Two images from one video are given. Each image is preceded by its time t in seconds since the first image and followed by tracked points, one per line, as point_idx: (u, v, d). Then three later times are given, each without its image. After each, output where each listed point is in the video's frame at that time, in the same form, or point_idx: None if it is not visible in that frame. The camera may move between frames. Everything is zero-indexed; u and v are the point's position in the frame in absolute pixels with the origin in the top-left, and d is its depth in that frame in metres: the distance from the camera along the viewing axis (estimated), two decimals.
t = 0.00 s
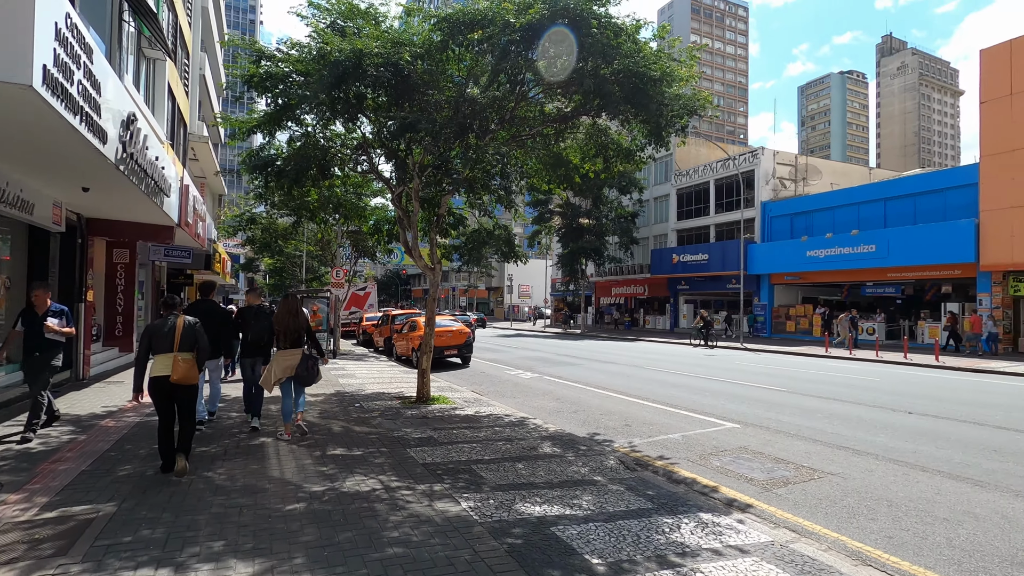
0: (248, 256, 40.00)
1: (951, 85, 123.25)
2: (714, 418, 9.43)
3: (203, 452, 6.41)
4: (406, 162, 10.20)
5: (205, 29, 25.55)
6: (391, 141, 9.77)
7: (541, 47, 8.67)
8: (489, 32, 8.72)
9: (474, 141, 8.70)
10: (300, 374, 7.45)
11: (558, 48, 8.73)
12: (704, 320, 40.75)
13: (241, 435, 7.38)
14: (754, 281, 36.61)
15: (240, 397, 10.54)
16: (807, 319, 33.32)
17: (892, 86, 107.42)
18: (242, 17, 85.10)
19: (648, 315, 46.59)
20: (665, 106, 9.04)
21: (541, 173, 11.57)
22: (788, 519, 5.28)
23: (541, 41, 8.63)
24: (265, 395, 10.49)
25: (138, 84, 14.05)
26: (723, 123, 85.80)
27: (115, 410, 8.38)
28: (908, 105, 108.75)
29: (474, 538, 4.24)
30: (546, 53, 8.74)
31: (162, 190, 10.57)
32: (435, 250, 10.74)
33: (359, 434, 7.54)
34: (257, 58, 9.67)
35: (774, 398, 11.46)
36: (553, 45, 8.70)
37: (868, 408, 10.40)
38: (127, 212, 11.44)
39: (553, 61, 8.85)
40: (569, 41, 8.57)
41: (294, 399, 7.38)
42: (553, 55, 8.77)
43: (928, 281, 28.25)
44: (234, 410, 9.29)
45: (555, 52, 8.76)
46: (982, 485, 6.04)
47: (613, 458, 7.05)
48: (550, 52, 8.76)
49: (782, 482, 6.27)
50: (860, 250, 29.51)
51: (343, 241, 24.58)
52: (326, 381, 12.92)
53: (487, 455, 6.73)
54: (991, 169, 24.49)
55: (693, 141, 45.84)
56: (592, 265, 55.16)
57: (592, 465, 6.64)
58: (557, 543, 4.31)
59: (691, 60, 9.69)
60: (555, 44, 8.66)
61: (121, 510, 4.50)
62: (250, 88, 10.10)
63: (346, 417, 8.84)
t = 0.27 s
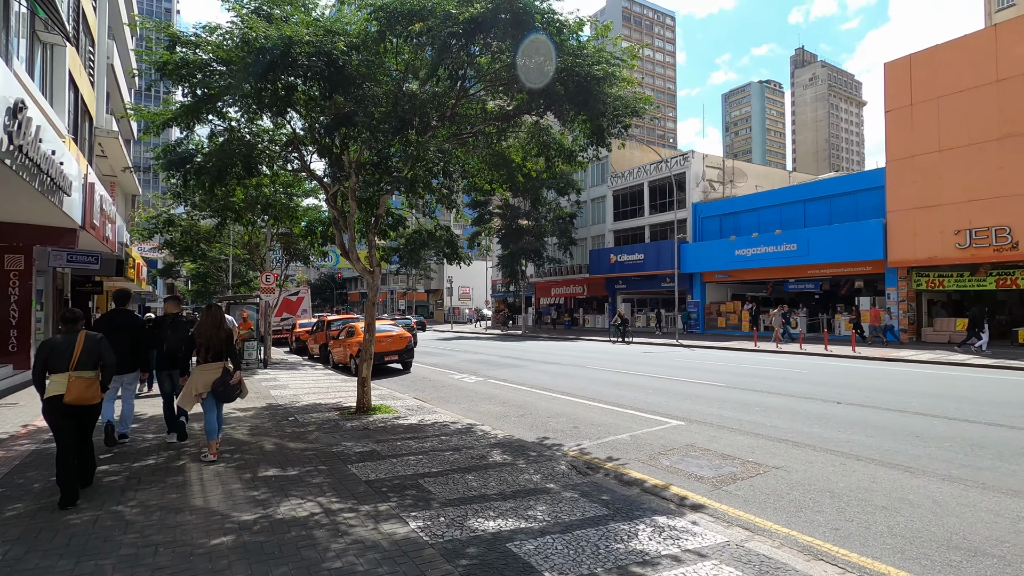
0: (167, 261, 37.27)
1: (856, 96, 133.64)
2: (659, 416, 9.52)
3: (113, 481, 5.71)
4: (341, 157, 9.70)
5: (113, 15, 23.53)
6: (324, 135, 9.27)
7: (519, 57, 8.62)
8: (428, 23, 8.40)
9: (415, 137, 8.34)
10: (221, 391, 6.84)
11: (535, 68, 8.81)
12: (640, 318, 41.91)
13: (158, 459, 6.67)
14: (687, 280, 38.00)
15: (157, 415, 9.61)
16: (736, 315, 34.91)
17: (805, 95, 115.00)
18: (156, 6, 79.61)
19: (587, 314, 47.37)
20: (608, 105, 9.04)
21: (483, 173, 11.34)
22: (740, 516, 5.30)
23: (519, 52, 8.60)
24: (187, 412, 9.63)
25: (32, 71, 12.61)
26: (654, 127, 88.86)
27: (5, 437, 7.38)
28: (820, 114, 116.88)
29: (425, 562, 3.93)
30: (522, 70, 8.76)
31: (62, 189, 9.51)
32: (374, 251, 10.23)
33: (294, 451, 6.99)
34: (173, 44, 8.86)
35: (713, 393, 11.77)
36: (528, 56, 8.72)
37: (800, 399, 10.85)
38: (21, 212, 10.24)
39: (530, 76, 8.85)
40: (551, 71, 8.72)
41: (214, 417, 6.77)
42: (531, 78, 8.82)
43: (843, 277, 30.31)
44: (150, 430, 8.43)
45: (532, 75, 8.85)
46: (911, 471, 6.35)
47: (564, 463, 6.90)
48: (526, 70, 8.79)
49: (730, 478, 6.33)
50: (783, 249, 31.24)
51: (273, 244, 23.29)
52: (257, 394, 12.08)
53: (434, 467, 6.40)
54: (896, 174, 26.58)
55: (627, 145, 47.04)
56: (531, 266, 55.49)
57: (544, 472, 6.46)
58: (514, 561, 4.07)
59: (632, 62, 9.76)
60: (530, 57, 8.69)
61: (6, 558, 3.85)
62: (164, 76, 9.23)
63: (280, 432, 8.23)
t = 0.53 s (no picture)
0: (118, 260, 35.48)
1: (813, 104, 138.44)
2: (633, 417, 9.42)
3: (49, 497, 5.21)
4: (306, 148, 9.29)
5: None
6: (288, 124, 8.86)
7: (522, 50, 8.40)
8: (399, 9, 8.11)
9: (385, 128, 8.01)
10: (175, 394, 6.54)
11: (540, 61, 8.63)
12: (608, 319, 42.23)
13: (102, 471, 6.16)
14: (654, 281, 38.46)
15: (103, 423, 8.96)
16: (701, 315, 35.52)
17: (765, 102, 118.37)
18: None
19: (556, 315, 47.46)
20: (583, 100, 8.91)
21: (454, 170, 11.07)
22: (721, 519, 5.20)
23: (524, 42, 8.35)
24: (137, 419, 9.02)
25: None
26: (622, 130, 89.84)
27: None
28: (779, 120, 120.54)
29: None
30: (522, 64, 8.51)
31: None
32: (340, 248, 9.81)
33: (254, 460, 6.57)
34: (123, 25, 8.33)
35: (684, 393, 11.77)
36: (529, 48, 8.53)
37: (769, 398, 10.95)
38: None
39: (534, 69, 8.64)
40: (553, 66, 8.62)
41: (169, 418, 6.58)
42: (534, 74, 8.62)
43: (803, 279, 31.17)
44: (95, 439, 7.84)
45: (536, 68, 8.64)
46: (884, 469, 6.38)
47: (540, 467, 6.69)
48: (529, 64, 8.56)
49: (708, 480, 6.23)
50: (746, 250, 31.93)
51: (233, 242, 22.38)
52: (214, 399, 11.46)
53: (405, 475, 6.10)
54: (854, 178, 27.47)
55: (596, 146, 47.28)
56: (499, 267, 55.28)
57: (520, 478, 6.23)
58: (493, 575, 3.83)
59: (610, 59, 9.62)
60: (533, 49, 8.50)
61: None
62: (113, 60, 8.64)
63: (238, 440, 7.76)
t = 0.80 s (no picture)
0: (76, 256, 33.92)
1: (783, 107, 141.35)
2: (615, 417, 9.24)
3: None
4: (276, 137, 8.86)
5: None
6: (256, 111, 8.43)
7: (524, 56, 8.33)
8: None
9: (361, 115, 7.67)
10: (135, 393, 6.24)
11: (541, 67, 8.54)
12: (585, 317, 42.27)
13: (50, 482, 5.67)
14: (630, 279, 38.60)
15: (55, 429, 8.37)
16: (677, 314, 35.79)
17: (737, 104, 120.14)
18: None
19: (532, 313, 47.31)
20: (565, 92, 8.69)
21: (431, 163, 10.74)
22: (711, 524, 5.03)
23: (524, 49, 8.32)
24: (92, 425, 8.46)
25: None
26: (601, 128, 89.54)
27: None
28: (751, 122, 122.73)
29: None
30: (522, 66, 8.38)
31: None
32: (312, 243, 9.36)
33: (218, 468, 6.16)
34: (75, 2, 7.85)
35: (664, 392, 11.66)
36: (533, 56, 8.45)
37: (750, 396, 10.90)
38: None
39: (536, 77, 8.54)
40: (554, 77, 8.55)
41: (126, 420, 6.22)
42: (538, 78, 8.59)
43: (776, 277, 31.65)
44: (45, 446, 7.28)
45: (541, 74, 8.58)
46: (869, 468, 6.31)
47: (523, 471, 6.44)
48: (529, 67, 8.44)
49: (696, 482, 6.07)
50: (721, 249, 32.26)
51: (199, 238, 21.51)
52: (177, 402, 10.89)
53: (381, 481, 5.78)
54: (826, 179, 27.96)
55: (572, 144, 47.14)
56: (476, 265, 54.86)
57: (502, 482, 5.96)
58: None
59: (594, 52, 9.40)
60: (534, 57, 8.45)
61: None
62: (64, 39, 8.05)
63: (202, 446, 7.30)
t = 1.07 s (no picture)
0: (51, 254, 32.91)
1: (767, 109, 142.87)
2: (610, 418, 9.04)
3: None
4: (262, 128, 8.52)
5: None
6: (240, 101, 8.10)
7: (540, 47, 8.19)
8: None
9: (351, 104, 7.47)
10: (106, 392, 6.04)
11: (555, 60, 8.37)
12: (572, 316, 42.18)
13: (15, 492, 5.30)
14: (618, 278, 38.57)
15: (23, 434, 7.94)
16: (664, 313, 35.82)
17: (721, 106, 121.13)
18: None
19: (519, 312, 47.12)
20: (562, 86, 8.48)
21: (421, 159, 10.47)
22: (718, 531, 4.84)
23: (539, 40, 8.19)
24: (64, 429, 8.06)
25: None
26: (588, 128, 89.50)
27: None
28: (735, 124, 123.89)
29: None
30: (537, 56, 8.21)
31: None
32: (298, 239, 9.02)
33: (198, 475, 5.82)
34: None
35: (658, 391, 11.50)
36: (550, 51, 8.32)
37: (744, 396, 10.78)
38: None
39: (550, 68, 8.35)
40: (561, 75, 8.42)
41: (98, 423, 5.95)
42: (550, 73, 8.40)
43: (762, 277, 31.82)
44: (12, 452, 6.88)
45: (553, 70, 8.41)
46: (873, 470, 6.18)
47: (519, 475, 6.20)
48: (545, 57, 8.26)
49: (698, 486, 5.88)
50: (708, 248, 32.34)
51: (179, 235, 20.94)
52: (155, 404, 10.47)
53: (373, 488, 5.50)
54: (812, 179, 28.13)
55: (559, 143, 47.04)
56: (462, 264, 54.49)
57: (499, 488, 5.72)
58: None
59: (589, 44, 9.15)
60: (547, 52, 8.29)
61: None
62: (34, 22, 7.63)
63: (182, 452, 6.96)
